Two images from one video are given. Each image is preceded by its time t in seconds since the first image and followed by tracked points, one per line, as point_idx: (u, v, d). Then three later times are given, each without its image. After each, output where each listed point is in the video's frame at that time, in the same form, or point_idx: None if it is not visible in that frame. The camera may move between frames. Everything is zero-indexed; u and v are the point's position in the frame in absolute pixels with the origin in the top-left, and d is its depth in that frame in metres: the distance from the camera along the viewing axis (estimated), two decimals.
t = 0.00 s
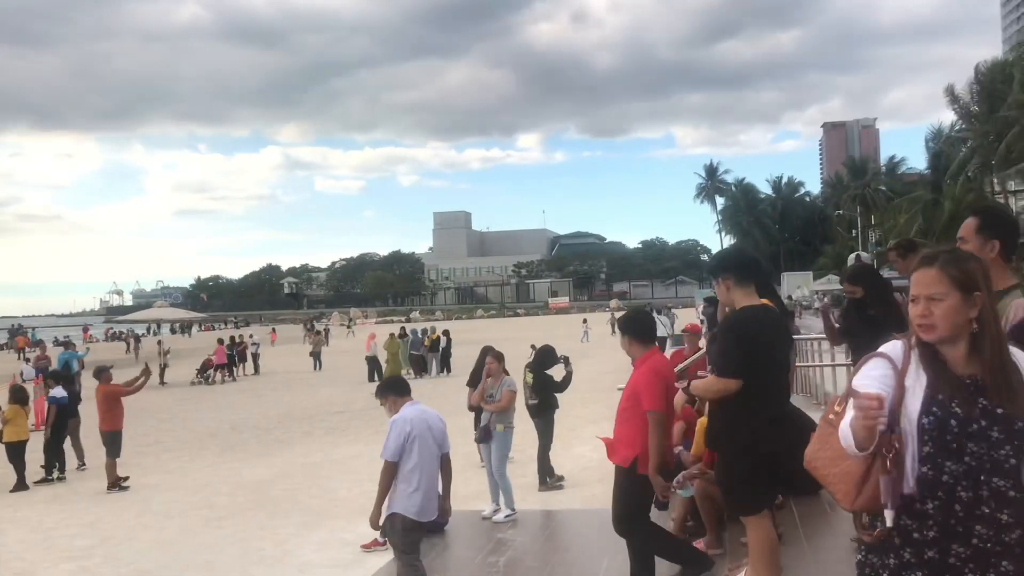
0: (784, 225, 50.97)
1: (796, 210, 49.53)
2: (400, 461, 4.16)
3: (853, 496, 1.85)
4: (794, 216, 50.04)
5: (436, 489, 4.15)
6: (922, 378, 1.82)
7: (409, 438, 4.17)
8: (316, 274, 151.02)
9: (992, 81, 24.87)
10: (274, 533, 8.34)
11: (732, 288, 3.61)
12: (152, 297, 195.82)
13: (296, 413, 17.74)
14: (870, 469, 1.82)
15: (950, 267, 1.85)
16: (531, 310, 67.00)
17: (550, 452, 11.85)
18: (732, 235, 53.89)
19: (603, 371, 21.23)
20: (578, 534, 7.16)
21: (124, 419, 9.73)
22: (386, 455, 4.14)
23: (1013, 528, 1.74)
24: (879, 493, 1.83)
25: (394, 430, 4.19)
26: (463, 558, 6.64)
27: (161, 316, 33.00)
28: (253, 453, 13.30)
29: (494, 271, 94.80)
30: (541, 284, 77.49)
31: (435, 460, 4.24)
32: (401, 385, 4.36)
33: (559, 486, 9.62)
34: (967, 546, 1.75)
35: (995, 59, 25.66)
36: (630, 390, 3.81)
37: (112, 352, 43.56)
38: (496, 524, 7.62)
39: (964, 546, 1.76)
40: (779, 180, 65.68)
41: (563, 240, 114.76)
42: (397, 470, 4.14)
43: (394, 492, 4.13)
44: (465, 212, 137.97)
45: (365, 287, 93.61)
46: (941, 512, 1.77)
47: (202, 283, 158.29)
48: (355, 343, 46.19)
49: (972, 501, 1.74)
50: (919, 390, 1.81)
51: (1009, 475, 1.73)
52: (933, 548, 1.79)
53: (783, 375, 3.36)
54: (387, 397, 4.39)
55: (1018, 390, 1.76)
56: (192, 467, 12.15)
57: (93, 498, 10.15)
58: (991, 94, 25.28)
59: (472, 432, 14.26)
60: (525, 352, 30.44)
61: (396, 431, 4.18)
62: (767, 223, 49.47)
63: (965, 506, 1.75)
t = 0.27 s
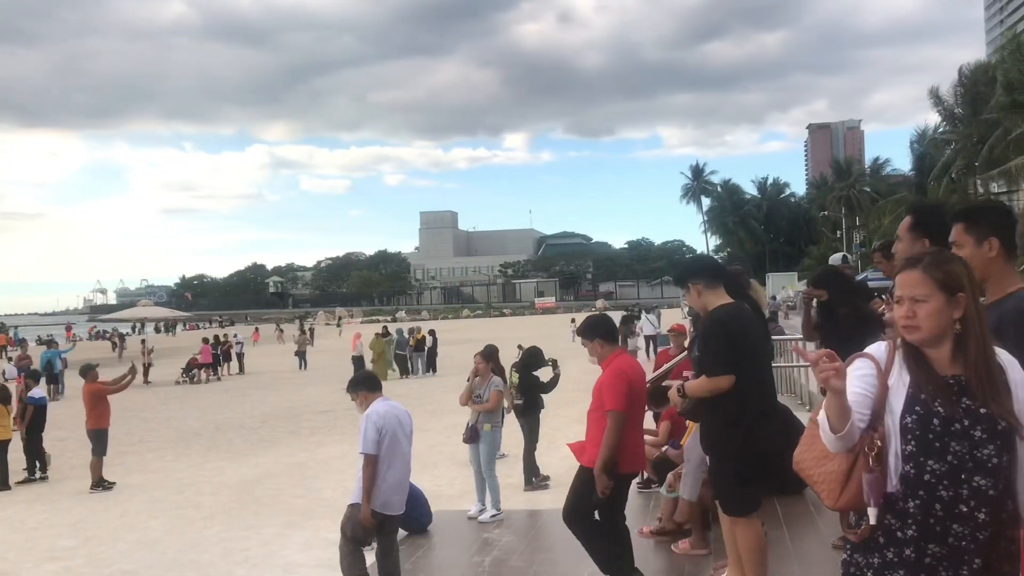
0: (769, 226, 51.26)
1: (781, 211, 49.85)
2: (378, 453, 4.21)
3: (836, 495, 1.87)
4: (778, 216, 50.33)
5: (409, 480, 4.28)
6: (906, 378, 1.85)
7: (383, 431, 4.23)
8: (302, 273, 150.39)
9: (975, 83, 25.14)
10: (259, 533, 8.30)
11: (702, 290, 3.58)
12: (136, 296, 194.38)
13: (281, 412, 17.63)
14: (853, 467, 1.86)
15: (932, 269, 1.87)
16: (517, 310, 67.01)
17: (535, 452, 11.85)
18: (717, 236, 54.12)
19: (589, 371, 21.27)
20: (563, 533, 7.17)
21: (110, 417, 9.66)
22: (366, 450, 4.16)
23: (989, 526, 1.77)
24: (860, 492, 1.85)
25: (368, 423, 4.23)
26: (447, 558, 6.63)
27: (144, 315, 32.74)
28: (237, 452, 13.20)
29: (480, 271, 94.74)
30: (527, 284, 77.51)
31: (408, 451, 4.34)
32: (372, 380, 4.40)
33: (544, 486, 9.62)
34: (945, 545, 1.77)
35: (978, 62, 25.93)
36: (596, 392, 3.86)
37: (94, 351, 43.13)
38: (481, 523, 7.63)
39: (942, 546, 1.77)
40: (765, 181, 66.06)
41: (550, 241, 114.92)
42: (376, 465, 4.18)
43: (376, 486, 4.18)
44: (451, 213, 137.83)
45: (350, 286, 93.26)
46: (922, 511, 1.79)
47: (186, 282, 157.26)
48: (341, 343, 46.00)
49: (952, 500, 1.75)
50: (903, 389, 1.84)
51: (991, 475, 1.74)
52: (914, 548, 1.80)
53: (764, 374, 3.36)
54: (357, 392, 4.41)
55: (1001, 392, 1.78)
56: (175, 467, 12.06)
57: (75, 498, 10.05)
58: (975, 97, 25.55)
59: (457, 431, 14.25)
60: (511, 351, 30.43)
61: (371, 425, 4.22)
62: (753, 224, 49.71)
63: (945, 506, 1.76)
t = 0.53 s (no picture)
0: (754, 225, 51.56)
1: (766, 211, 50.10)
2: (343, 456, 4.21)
3: (821, 493, 1.92)
4: (764, 215, 50.58)
5: (375, 479, 4.29)
6: (890, 376, 1.87)
7: (348, 432, 4.23)
8: (287, 272, 149.75)
9: (959, 83, 25.40)
10: (245, 532, 8.25)
11: (684, 290, 3.54)
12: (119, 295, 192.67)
13: (266, 412, 17.53)
14: (837, 466, 1.90)
15: (914, 269, 1.89)
16: (503, 309, 66.96)
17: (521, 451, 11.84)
18: (703, 235, 54.31)
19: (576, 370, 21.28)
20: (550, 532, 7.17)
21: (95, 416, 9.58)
22: (330, 453, 4.15)
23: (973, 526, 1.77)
24: (845, 491, 1.89)
25: (331, 426, 4.22)
26: (433, 557, 6.62)
27: (128, 314, 32.45)
28: (221, 452, 13.12)
29: (467, 269, 94.61)
30: (513, 283, 77.47)
31: (373, 450, 4.35)
32: (334, 381, 4.39)
33: (531, 485, 9.62)
34: (929, 545, 1.79)
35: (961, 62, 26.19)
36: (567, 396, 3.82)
37: (77, 350, 42.64)
38: (468, 522, 7.62)
39: (927, 545, 1.79)
40: (751, 181, 66.36)
41: (536, 239, 114.90)
42: (342, 468, 4.18)
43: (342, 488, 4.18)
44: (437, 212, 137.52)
45: (336, 285, 92.88)
46: (905, 510, 1.80)
47: (171, 280, 156.20)
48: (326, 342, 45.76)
49: (935, 499, 1.76)
50: (887, 387, 1.86)
51: (974, 475, 1.74)
52: (899, 547, 1.83)
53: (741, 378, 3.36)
54: (319, 394, 4.39)
55: (985, 391, 1.78)
56: (160, 467, 11.97)
57: (58, 497, 9.95)
58: (958, 97, 25.81)
59: (443, 431, 14.21)
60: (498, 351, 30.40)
61: (334, 428, 4.22)
62: (738, 223, 49.93)
63: (928, 505, 1.77)
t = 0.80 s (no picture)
0: (737, 226, 51.83)
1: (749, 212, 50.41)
2: (296, 460, 4.35)
3: (799, 495, 1.96)
4: (747, 217, 50.90)
5: (331, 480, 4.39)
6: (869, 379, 1.90)
7: (302, 438, 4.37)
8: (271, 273, 148.86)
9: (940, 86, 25.71)
10: (228, 535, 8.22)
11: (660, 298, 3.58)
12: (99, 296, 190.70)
13: (249, 414, 17.43)
14: (816, 467, 1.94)
15: (893, 270, 1.90)
16: (488, 310, 66.92)
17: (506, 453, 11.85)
18: (687, 235, 54.56)
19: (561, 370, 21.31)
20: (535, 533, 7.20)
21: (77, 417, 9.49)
22: (282, 457, 4.32)
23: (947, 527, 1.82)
24: (822, 491, 1.92)
25: (284, 431, 4.38)
26: (418, 559, 6.62)
27: (109, 315, 32.12)
28: (204, 454, 13.03)
29: (451, 270, 94.48)
30: (498, 284, 77.45)
31: (330, 453, 4.46)
32: (292, 385, 4.54)
33: (515, 486, 9.64)
34: (899, 545, 1.85)
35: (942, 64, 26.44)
36: (536, 411, 3.86)
37: (56, 352, 42.15)
38: (452, 524, 7.62)
39: (898, 545, 1.84)
40: (734, 182, 66.75)
41: (521, 240, 114.95)
42: (295, 470, 4.34)
43: (296, 490, 4.33)
44: (421, 213, 137.22)
45: (319, 286, 92.42)
46: (881, 511, 1.85)
47: (152, 281, 154.89)
48: (310, 343, 45.53)
49: (907, 500, 1.81)
50: (866, 390, 1.89)
51: (948, 476, 1.78)
52: (873, 547, 1.88)
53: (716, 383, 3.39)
54: (280, 397, 4.57)
55: (964, 392, 1.81)
56: (141, 469, 11.87)
57: (38, 501, 9.84)
58: (939, 99, 26.07)
59: (427, 432, 14.20)
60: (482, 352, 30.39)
61: (287, 432, 4.37)
62: (721, 224, 50.19)
63: (902, 506, 1.82)
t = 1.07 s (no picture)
0: (719, 231, 52.18)
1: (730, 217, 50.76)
2: (252, 464, 4.42)
3: (778, 500, 1.98)
4: (729, 221, 51.26)
5: (287, 488, 4.40)
6: (845, 385, 1.94)
7: (258, 445, 4.43)
8: (252, 278, 147.94)
9: (919, 92, 26.10)
10: (210, 542, 8.17)
11: (627, 318, 3.57)
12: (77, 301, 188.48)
13: (230, 420, 17.31)
14: (794, 472, 1.96)
15: (870, 277, 1.95)
16: (471, 315, 66.85)
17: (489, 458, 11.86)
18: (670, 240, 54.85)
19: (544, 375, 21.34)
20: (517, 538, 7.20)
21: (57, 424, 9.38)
22: (237, 460, 4.40)
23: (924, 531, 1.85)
24: (799, 497, 1.95)
25: (244, 434, 4.46)
26: (401, 565, 6.61)
27: (88, 320, 31.78)
28: (185, 460, 12.93)
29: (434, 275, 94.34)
30: (481, 288, 77.42)
31: (291, 460, 4.47)
32: (261, 388, 4.57)
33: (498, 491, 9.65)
34: (877, 548, 1.87)
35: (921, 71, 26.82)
36: (494, 446, 3.96)
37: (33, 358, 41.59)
38: (434, 529, 7.61)
39: (875, 548, 1.87)
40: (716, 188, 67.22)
41: (504, 245, 115.03)
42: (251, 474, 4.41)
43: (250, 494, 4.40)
44: (404, 217, 136.89)
45: (302, 291, 91.93)
46: (856, 517, 1.88)
47: (132, 286, 153.24)
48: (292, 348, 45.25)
49: (884, 505, 1.85)
50: (844, 396, 1.93)
51: (923, 482, 1.83)
52: (849, 552, 1.90)
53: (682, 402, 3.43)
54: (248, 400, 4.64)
55: (939, 398, 1.85)
56: (121, 476, 11.77)
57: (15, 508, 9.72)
58: (918, 105, 26.43)
59: (410, 437, 14.18)
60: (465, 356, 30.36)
61: (245, 436, 4.44)
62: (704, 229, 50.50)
63: (878, 511, 1.86)
